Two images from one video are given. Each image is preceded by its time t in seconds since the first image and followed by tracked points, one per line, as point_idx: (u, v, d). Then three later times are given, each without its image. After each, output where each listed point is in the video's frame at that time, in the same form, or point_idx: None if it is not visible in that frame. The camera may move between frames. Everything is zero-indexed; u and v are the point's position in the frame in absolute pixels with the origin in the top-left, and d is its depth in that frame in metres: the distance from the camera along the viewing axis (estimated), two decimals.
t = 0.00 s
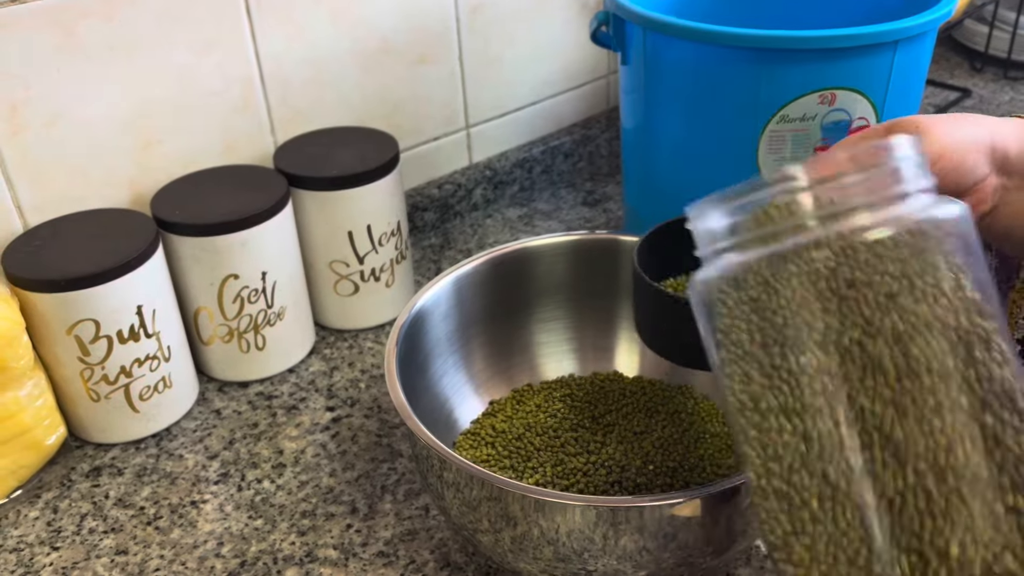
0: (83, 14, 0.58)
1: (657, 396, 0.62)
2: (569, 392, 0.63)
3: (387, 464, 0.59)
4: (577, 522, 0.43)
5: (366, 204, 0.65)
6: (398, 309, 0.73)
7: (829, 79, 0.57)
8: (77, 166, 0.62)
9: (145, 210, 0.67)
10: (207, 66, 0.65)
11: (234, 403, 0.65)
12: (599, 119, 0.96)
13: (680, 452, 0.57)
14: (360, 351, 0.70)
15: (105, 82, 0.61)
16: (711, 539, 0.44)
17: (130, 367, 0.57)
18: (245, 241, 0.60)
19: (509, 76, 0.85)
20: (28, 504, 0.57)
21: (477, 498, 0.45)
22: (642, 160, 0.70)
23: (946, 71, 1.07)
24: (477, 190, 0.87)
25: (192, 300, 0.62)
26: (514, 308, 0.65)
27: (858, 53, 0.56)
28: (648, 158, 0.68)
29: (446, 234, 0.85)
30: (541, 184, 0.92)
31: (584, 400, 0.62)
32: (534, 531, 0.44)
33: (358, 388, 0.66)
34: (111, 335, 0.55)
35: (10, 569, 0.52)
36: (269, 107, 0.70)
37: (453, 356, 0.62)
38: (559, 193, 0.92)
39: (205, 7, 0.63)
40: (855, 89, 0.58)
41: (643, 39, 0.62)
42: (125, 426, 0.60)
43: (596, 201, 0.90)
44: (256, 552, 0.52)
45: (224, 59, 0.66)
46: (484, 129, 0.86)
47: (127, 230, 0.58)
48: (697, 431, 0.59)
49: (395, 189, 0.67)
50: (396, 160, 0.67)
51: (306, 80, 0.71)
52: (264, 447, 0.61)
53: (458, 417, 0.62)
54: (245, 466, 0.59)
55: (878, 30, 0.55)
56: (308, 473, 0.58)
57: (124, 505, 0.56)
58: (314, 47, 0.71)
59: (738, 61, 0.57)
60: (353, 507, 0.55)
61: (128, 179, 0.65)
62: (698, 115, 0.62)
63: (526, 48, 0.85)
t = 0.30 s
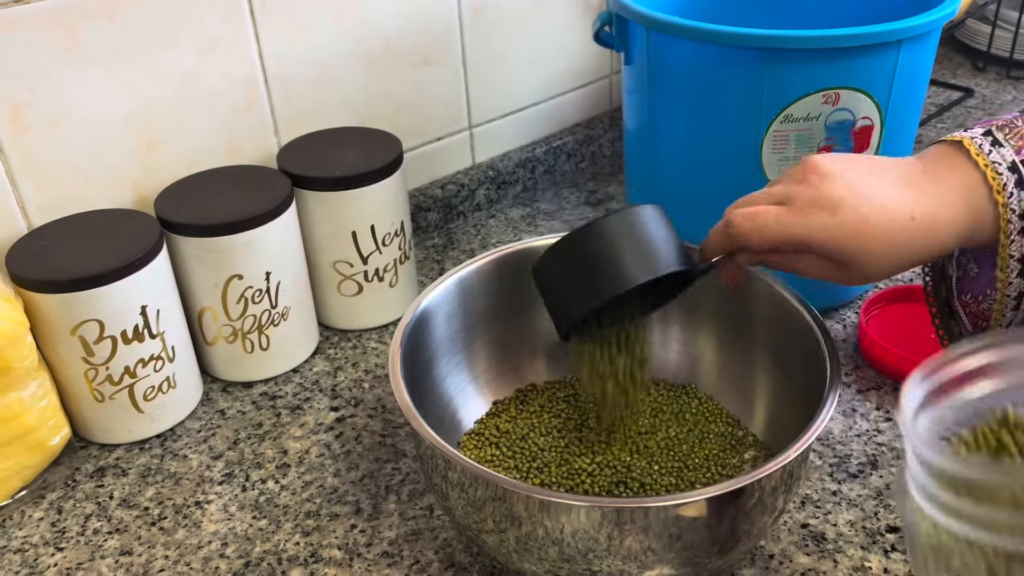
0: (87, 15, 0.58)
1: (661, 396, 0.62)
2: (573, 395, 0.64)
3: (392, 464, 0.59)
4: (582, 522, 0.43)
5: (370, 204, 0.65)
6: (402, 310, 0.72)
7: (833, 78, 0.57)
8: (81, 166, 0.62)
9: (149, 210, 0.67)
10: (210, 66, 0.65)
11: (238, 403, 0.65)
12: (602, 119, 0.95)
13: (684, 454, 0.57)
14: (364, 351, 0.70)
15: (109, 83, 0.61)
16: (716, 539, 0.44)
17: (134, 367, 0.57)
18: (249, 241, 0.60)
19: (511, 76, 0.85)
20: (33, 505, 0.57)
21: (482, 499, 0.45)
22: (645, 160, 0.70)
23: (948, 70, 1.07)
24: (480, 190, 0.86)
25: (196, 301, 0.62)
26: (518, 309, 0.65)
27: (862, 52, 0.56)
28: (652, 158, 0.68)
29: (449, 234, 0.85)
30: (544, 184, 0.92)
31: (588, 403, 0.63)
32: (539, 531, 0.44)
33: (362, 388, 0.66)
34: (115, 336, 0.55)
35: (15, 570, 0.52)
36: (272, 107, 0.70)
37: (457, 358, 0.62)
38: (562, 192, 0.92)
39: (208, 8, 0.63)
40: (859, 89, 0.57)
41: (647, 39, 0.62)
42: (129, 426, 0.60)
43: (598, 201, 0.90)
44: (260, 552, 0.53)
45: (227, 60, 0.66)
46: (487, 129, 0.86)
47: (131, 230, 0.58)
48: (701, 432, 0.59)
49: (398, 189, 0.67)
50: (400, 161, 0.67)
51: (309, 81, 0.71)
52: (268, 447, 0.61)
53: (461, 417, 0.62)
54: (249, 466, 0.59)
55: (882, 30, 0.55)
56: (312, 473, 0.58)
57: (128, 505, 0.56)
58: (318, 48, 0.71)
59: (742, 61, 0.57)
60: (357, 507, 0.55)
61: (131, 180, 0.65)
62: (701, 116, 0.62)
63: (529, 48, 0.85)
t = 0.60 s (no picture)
0: (85, 16, 0.58)
1: (660, 397, 0.62)
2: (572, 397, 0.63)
3: (391, 465, 0.59)
4: (580, 524, 0.42)
5: (369, 205, 0.65)
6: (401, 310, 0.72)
7: (832, 79, 0.57)
8: (80, 167, 0.62)
9: (147, 211, 0.67)
10: (210, 67, 0.65)
11: (237, 404, 0.65)
12: (601, 120, 0.95)
13: (683, 454, 0.57)
14: (363, 352, 0.70)
15: (107, 83, 0.61)
16: (715, 541, 0.44)
17: (132, 368, 0.57)
18: (247, 242, 0.59)
19: (511, 77, 0.85)
20: (31, 506, 0.57)
21: (480, 500, 0.44)
22: (645, 161, 0.69)
23: (948, 71, 1.07)
24: (480, 191, 0.86)
25: (194, 302, 0.62)
26: (516, 310, 0.64)
27: (862, 53, 0.56)
28: (652, 159, 0.68)
29: (448, 235, 0.85)
30: (544, 184, 0.92)
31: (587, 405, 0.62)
32: (538, 533, 0.44)
33: (361, 389, 0.66)
34: (113, 337, 0.55)
35: (12, 572, 0.52)
36: (272, 108, 0.70)
37: (455, 359, 0.62)
38: (561, 193, 0.92)
39: (207, 9, 0.63)
40: (859, 90, 0.57)
41: (647, 40, 0.62)
42: (128, 427, 0.60)
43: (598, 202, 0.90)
44: (258, 554, 0.52)
45: (226, 60, 0.66)
46: (486, 130, 0.86)
47: (130, 231, 0.58)
48: (700, 432, 0.59)
49: (397, 190, 0.67)
50: (399, 162, 0.66)
51: (308, 82, 0.71)
52: (266, 449, 0.61)
53: (461, 418, 0.62)
54: (248, 467, 0.59)
55: (882, 31, 0.55)
56: (311, 475, 0.58)
57: (127, 507, 0.56)
58: (317, 49, 0.71)
59: (742, 62, 0.57)
60: (356, 508, 0.55)
61: (130, 180, 0.65)
62: (701, 117, 0.62)
63: (528, 49, 0.85)
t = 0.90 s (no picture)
0: (83, 16, 0.58)
1: (660, 399, 0.62)
2: (571, 399, 0.63)
3: (390, 467, 0.58)
4: (580, 526, 0.42)
5: (368, 206, 0.65)
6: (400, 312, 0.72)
7: (833, 79, 0.56)
8: (78, 168, 0.62)
9: (146, 211, 0.66)
10: (209, 68, 0.65)
11: (235, 405, 0.65)
12: (601, 120, 0.95)
13: (683, 456, 0.57)
14: (362, 354, 0.70)
15: (105, 83, 0.60)
16: (715, 543, 0.44)
17: (130, 369, 0.57)
18: (246, 243, 0.59)
19: (511, 77, 0.85)
20: (28, 509, 0.57)
21: (479, 503, 0.44)
22: (645, 161, 0.69)
23: (948, 72, 1.06)
24: (480, 192, 0.86)
25: (192, 303, 0.62)
26: (516, 311, 0.64)
27: (862, 53, 0.56)
28: (652, 159, 0.68)
29: (448, 236, 0.85)
30: (544, 185, 0.91)
31: (585, 406, 0.62)
32: (537, 536, 0.43)
33: (360, 391, 0.66)
34: (111, 338, 0.55)
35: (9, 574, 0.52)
36: (270, 108, 0.70)
37: (454, 361, 0.61)
38: (561, 194, 0.92)
39: (206, 8, 0.63)
40: (859, 90, 0.57)
41: (646, 40, 0.62)
42: (126, 428, 0.60)
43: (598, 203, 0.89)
44: (257, 556, 0.52)
45: (225, 61, 0.66)
46: (486, 130, 0.86)
47: (128, 232, 0.57)
48: (700, 434, 0.59)
49: (397, 191, 0.67)
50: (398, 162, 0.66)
51: (307, 82, 0.71)
52: (265, 450, 0.61)
53: (460, 420, 0.61)
54: (246, 469, 0.59)
55: (882, 31, 0.54)
56: (309, 477, 0.58)
57: (125, 509, 0.56)
58: (316, 49, 0.70)
59: (743, 62, 0.57)
60: (355, 510, 0.55)
61: (128, 181, 0.64)
62: (702, 117, 0.62)
63: (528, 49, 0.85)
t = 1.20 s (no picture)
0: (84, 17, 0.58)
1: (660, 399, 0.62)
2: (571, 399, 0.63)
3: (390, 467, 0.58)
4: (580, 526, 0.42)
5: (368, 207, 0.65)
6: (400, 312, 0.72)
7: (832, 80, 0.56)
8: (78, 168, 0.62)
9: (145, 212, 0.66)
10: (209, 68, 0.65)
11: (235, 406, 0.65)
12: (601, 121, 0.95)
13: (683, 456, 0.57)
14: (362, 354, 0.70)
15: (106, 84, 0.61)
16: (715, 544, 0.44)
17: (131, 370, 0.57)
18: (246, 244, 0.59)
19: (512, 77, 0.85)
20: (29, 509, 0.57)
21: (479, 503, 0.44)
22: (645, 161, 0.69)
23: (948, 72, 1.06)
24: (480, 192, 0.86)
25: (192, 303, 0.62)
26: (516, 311, 0.64)
27: (862, 54, 0.56)
28: (652, 160, 0.68)
29: (448, 236, 0.85)
30: (544, 185, 0.91)
31: (585, 406, 0.62)
32: (537, 536, 0.43)
33: (360, 391, 0.66)
34: (112, 338, 0.55)
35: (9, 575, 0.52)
36: (271, 109, 0.70)
37: (454, 361, 0.61)
38: (561, 194, 0.92)
39: (207, 9, 0.63)
40: (859, 90, 0.57)
41: (646, 40, 0.62)
42: (126, 428, 0.60)
43: (598, 203, 0.89)
44: (257, 557, 0.52)
45: (226, 61, 0.66)
46: (486, 131, 0.86)
47: (128, 232, 0.58)
48: (700, 434, 0.59)
49: (397, 191, 0.67)
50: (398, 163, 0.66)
51: (308, 82, 0.71)
52: (265, 450, 0.61)
53: (460, 420, 0.62)
54: (246, 469, 0.59)
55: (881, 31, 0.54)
56: (310, 477, 0.58)
57: (125, 509, 0.56)
58: (317, 49, 0.70)
59: (742, 62, 0.57)
60: (355, 511, 0.55)
61: (128, 181, 0.64)
62: (702, 118, 0.62)
63: (528, 49, 0.85)
